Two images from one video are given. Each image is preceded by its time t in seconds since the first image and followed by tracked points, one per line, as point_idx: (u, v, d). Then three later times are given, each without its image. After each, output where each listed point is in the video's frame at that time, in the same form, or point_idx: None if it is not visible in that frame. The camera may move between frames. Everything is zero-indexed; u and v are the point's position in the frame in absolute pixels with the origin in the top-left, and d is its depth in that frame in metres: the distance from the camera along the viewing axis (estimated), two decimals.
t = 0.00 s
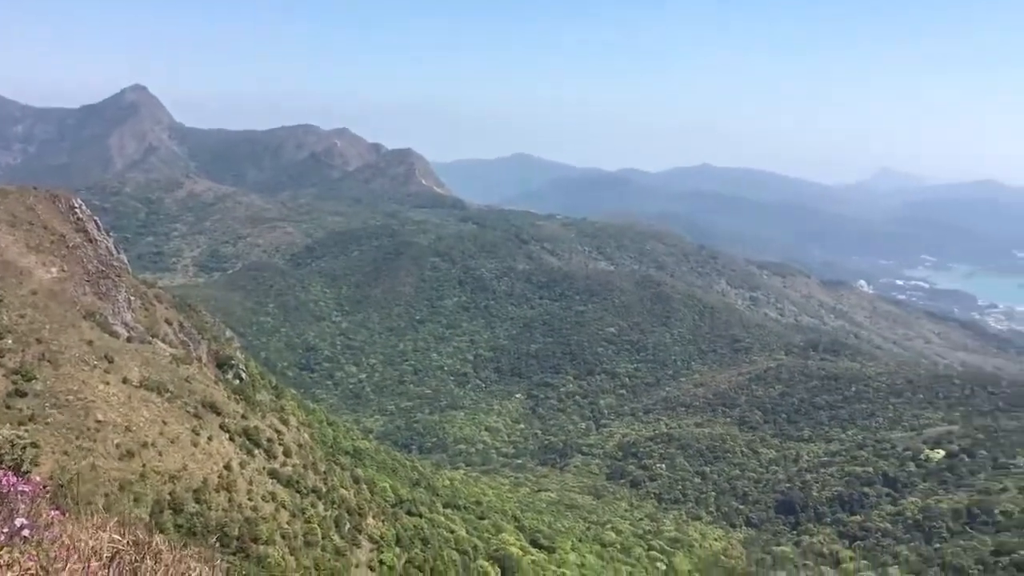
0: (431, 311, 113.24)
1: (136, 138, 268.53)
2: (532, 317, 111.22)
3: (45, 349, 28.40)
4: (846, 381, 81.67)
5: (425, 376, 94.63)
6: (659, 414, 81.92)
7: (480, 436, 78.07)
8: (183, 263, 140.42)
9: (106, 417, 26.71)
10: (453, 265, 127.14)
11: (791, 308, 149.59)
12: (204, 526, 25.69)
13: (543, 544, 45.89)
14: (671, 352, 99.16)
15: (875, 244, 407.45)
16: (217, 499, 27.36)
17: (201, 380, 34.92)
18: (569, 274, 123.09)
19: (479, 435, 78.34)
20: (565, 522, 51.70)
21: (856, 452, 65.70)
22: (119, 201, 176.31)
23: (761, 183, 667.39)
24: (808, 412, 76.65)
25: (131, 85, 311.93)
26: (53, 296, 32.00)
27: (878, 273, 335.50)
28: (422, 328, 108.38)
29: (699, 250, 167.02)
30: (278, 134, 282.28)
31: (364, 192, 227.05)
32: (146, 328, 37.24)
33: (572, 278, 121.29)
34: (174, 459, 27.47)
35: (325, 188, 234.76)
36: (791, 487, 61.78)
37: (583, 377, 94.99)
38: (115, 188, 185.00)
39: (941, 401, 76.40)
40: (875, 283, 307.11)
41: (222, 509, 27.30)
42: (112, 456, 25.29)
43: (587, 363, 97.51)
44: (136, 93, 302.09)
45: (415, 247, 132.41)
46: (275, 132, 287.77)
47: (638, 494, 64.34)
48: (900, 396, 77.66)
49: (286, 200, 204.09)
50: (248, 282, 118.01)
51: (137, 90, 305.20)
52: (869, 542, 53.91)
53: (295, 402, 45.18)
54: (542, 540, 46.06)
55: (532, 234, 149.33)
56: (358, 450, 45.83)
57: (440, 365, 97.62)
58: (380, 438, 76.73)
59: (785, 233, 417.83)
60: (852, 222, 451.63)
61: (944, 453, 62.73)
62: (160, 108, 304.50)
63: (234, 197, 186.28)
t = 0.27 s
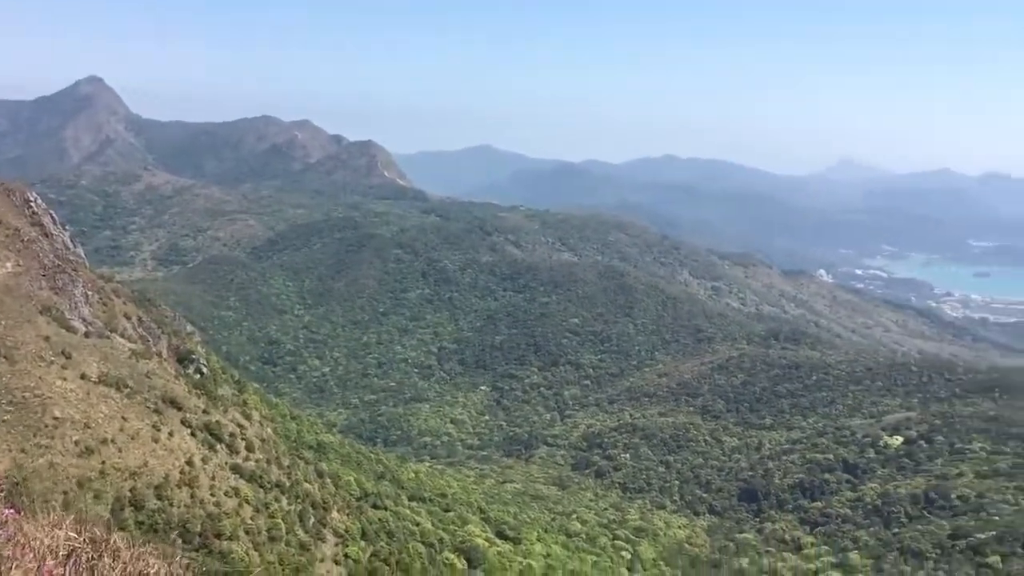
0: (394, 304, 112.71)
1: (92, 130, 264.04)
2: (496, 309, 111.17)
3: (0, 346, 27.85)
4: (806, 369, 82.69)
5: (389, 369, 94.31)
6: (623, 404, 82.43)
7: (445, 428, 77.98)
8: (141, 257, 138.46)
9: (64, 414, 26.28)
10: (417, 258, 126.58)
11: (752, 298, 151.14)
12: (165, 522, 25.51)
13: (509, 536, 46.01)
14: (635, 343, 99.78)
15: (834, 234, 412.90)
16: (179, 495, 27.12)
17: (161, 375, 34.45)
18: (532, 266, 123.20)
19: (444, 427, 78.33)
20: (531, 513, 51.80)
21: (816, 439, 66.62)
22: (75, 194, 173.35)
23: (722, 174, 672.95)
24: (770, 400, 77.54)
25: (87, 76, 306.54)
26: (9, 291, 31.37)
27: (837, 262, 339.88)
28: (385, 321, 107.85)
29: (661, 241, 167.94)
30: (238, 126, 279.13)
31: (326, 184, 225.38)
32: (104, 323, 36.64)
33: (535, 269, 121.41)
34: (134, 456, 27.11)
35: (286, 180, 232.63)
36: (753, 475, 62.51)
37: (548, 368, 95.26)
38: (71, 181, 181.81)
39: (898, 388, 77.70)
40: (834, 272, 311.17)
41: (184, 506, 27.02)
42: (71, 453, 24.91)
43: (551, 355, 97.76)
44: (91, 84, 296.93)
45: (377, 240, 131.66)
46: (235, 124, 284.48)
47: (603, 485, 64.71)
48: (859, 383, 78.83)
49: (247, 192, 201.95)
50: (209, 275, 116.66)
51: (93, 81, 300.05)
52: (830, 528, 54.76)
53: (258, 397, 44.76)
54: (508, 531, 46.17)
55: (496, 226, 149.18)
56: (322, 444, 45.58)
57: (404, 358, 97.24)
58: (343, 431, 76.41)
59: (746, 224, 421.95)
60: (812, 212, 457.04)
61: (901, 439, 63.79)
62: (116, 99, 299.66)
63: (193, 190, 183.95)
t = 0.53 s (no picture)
0: (358, 297, 111.91)
1: (48, 123, 259.40)
2: (461, 301, 110.91)
3: None
4: (769, 358, 83.59)
5: (353, 362, 93.82)
6: (589, 394, 82.75)
7: (410, 421, 77.78)
8: (100, 251, 136.41)
9: (22, 411, 25.85)
10: (381, 250, 125.72)
11: (716, 288, 152.30)
12: (127, 519, 25.21)
13: (476, 527, 46.03)
14: (599, 334, 100.24)
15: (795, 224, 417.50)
16: (141, 492, 26.76)
17: (121, 371, 33.99)
18: (497, 258, 123.01)
19: (410, 420, 78.16)
20: (497, 504, 51.86)
21: (779, 427, 67.37)
22: (30, 188, 170.30)
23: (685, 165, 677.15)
24: (733, 389, 78.31)
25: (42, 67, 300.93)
26: None
27: (798, 253, 343.57)
28: (350, 315, 107.12)
29: (625, 232, 168.58)
30: (198, 118, 275.62)
31: (288, 177, 223.37)
32: (63, 319, 36.04)
33: (500, 262, 121.27)
34: (95, 453, 26.74)
35: (247, 173, 230.13)
36: (717, 464, 63.12)
37: (513, 360, 95.39)
38: (26, 175, 178.53)
39: (859, 375, 78.83)
40: (795, 263, 314.52)
41: (147, 502, 26.73)
42: (30, 452, 24.54)
43: (517, 347, 97.87)
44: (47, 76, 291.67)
45: (341, 232, 130.68)
46: (195, 116, 280.83)
47: (569, 475, 64.99)
48: (821, 371, 79.85)
49: (208, 185, 199.52)
50: (169, 270, 115.24)
51: (49, 73, 294.69)
52: (792, 515, 55.51)
53: (221, 392, 44.31)
54: (475, 523, 46.19)
55: (460, 218, 148.73)
56: (286, 438, 45.28)
57: (369, 351, 96.70)
58: (308, 426, 76.03)
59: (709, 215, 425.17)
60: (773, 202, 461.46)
61: (862, 426, 64.67)
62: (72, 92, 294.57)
63: (153, 183, 181.43)
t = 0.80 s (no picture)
0: (326, 291, 111.08)
1: (6, 116, 254.57)
2: (429, 295, 110.54)
3: None
4: (735, 349, 84.28)
5: (321, 356, 93.25)
6: (557, 387, 82.97)
7: (379, 416, 77.45)
8: (61, 247, 134.28)
9: None
10: (348, 244, 124.82)
11: (683, 280, 153.27)
12: (92, 517, 24.93)
13: (445, 521, 45.98)
14: (568, 327, 100.55)
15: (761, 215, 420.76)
16: (105, 490, 26.48)
17: (84, 368, 33.52)
18: (465, 251, 122.74)
19: (379, 414, 77.84)
20: (467, 497, 51.84)
21: (746, 418, 67.99)
22: None
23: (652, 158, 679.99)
24: (701, 380, 78.87)
25: None
26: None
27: (764, 244, 346.52)
28: (317, 309, 106.27)
29: (592, 225, 168.93)
30: (161, 112, 271.97)
31: (253, 171, 221.18)
32: (23, 315, 35.44)
33: (467, 255, 121.01)
34: (59, 450, 26.45)
35: (211, 167, 227.53)
36: (685, 454, 63.54)
37: (481, 353, 95.37)
38: None
39: (823, 365, 79.74)
40: (761, 254, 317.20)
41: (111, 500, 26.47)
42: None
43: (485, 340, 97.84)
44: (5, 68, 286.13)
45: (307, 226, 129.61)
46: (158, 109, 276.98)
47: (538, 468, 65.12)
48: (786, 362, 80.69)
49: (171, 179, 197.07)
50: (133, 265, 113.77)
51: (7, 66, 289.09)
52: (759, 504, 56.11)
53: (186, 388, 43.84)
54: (444, 517, 46.14)
55: (428, 211, 148.08)
56: (253, 434, 44.96)
57: (337, 345, 96.07)
58: (276, 421, 75.54)
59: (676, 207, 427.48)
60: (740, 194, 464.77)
61: (827, 416, 65.41)
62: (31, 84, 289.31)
63: (115, 177, 178.80)
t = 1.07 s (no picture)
0: (293, 286, 110.21)
1: None
2: (398, 290, 110.10)
3: None
4: (703, 342, 84.85)
5: (289, 352, 92.59)
6: (527, 381, 83.11)
7: (349, 411, 77.10)
8: (23, 243, 132.07)
9: None
10: (316, 239, 123.92)
11: (651, 274, 154.05)
12: (55, 517, 24.64)
13: (415, 516, 45.90)
14: (537, 321, 100.75)
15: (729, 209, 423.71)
16: (69, 489, 26.19)
17: (47, 365, 33.04)
18: (434, 245, 122.38)
19: (348, 410, 77.49)
20: (437, 492, 51.73)
21: (714, 410, 68.56)
22: None
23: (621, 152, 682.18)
24: (669, 373, 79.37)
25: None
26: None
27: (732, 238, 349.06)
28: (284, 305, 105.44)
29: (561, 219, 169.21)
30: (125, 106, 268.28)
31: (219, 165, 218.86)
32: None
33: (436, 250, 120.62)
34: (21, 449, 26.09)
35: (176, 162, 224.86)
36: (654, 447, 63.93)
37: (451, 348, 95.26)
38: None
39: (790, 357, 80.60)
40: (728, 248, 319.51)
41: (76, 499, 26.16)
42: None
43: (454, 334, 97.71)
44: None
45: (275, 221, 128.51)
46: (121, 103, 273.15)
47: (508, 462, 65.19)
48: (753, 354, 81.44)
49: (135, 173, 194.45)
50: (97, 261, 112.21)
51: None
52: (727, 495, 56.64)
53: (152, 385, 43.35)
54: (414, 511, 46.07)
55: (396, 206, 147.39)
56: (221, 431, 44.59)
57: (305, 341, 95.42)
58: (243, 418, 74.99)
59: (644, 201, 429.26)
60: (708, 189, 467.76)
61: (794, 407, 66.11)
62: None
63: (77, 172, 176.14)
